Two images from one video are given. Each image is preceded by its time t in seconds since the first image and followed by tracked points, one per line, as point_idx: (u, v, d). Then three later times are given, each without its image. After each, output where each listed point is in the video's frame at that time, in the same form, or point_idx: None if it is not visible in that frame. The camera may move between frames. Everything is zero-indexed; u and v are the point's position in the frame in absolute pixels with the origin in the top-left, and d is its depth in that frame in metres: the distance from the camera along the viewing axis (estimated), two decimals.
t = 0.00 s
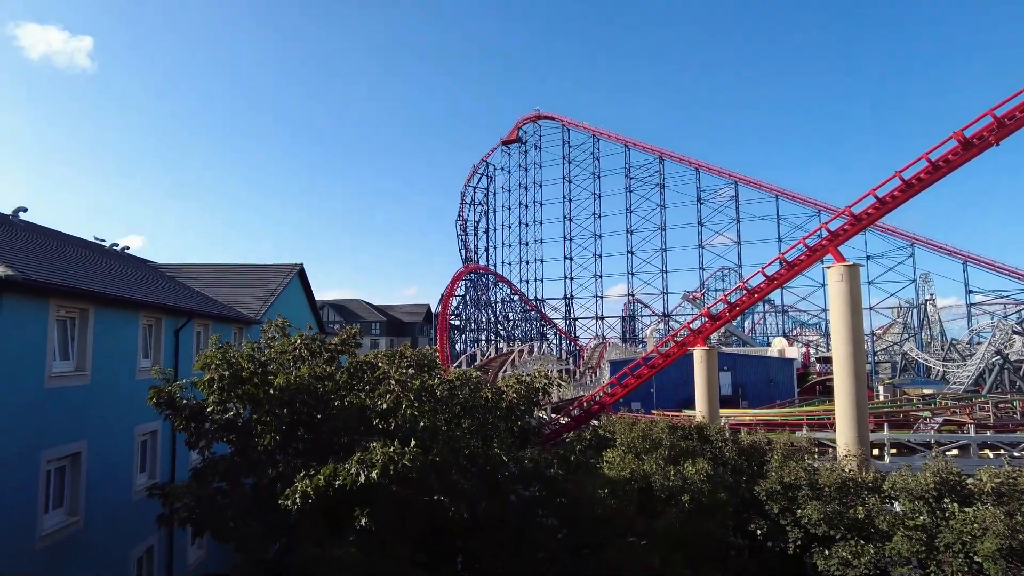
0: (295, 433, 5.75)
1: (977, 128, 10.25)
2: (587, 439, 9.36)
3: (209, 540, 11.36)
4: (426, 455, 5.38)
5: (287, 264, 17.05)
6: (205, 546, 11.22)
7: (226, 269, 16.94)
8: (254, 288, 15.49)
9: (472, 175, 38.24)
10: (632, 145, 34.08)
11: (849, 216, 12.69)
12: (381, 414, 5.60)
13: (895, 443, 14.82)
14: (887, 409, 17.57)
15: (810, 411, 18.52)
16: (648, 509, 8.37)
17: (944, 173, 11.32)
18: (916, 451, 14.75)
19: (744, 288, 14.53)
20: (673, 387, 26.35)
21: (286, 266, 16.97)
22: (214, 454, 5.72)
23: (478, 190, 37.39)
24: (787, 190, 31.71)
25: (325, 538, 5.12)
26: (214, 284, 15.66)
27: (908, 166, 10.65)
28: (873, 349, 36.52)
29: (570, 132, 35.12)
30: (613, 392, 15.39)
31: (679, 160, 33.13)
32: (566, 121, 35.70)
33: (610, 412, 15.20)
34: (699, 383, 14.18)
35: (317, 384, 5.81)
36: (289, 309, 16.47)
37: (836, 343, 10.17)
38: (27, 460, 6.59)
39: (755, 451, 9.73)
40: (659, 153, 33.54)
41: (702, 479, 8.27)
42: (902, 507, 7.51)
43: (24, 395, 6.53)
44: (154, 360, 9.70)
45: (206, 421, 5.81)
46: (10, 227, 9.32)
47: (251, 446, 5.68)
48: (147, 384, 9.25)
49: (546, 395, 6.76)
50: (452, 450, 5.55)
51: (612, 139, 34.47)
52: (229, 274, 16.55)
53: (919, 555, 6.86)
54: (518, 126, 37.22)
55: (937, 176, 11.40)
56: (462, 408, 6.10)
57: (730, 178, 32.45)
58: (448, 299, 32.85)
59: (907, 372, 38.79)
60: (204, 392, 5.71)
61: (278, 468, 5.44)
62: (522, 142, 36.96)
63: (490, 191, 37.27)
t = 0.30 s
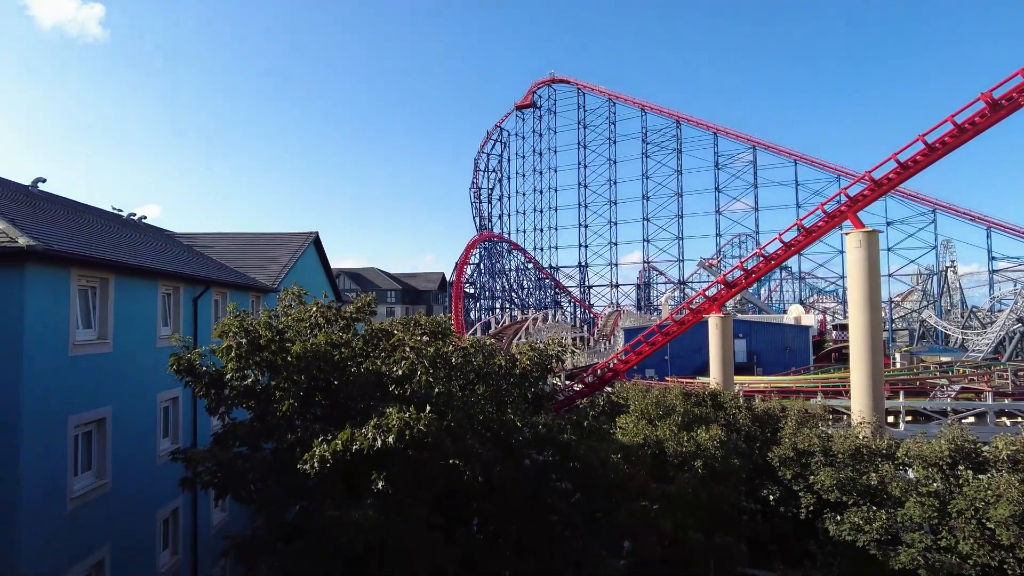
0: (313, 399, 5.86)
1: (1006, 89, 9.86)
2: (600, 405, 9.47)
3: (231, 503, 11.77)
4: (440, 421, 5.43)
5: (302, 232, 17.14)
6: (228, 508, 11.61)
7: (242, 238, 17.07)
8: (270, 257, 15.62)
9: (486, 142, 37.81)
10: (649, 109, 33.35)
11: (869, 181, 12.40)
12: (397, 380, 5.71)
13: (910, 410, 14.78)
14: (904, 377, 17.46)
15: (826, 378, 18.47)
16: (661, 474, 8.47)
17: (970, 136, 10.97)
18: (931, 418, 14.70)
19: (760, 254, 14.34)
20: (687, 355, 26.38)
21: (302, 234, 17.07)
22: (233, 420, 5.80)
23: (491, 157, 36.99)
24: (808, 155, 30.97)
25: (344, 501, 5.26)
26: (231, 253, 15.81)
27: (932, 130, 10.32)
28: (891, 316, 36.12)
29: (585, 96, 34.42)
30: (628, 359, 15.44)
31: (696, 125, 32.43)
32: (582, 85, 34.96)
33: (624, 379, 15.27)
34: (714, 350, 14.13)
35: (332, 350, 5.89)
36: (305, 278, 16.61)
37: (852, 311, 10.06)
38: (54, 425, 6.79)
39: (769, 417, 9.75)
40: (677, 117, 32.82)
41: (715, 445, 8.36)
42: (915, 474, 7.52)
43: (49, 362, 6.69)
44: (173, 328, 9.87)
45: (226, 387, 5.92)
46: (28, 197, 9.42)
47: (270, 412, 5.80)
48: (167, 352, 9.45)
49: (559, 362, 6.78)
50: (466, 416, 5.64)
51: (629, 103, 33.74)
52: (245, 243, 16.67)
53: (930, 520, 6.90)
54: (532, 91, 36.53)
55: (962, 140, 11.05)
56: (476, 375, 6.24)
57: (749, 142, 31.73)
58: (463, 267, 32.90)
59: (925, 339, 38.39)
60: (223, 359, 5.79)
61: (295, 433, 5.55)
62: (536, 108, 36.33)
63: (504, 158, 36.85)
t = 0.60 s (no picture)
0: (326, 374, 5.93)
1: None
2: (611, 382, 9.54)
3: (247, 477, 12.02)
4: (452, 397, 5.45)
5: (314, 210, 17.18)
6: (244, 482, 11.85)
7: (255, 216, 17.14)
8: (283, 234, 15.69)
9: (497, 117, 37.40)
10: (663, 83, 32.74)
11: (887, 156, 12.12)
12: (409, 357, 5.73)
13: (924, 388, 14.69)
14: (918, 354, 17.32)
15: (839, 355, 18.37)
16: (672, 450, 8.53)
17: (991, 109, 10.65)
18: (945, 396, 14.60)
19: (774, 231, 14.16)
20: (699, 332, 26.33)
21: (313, 211, 17.11)
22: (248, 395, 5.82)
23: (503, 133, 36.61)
24: (824, 129, 30.34)
25: (358, 475, 5.37)
26: (243, 231, 15.89)
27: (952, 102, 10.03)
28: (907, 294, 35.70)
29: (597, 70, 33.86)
30: (639, 337, 15.42)
31: (711, 99, 31.83)
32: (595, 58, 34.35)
33: (635, 356, 15.28)
34: (726, 327, 14.04)
35: (345, 327, 5.94)
36: (317, 255, 16.68)
37: (867, 287, 9.92)
38: (74, 400, 6.93)
39: (780, 394, 9.73)
40: (691, 91, 32.21)
41: (726, 421, 8.38)
42: (928, 451, 7.48)
43: (67, 339, 6.80)
44: (188, 306, 9.99)
45: (241, 363, 5.99)
46: (43, 175, 9.48)
47: (284, 387, 5.85)
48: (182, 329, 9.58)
49: (570, 339, 6.78)
50: (478, 392, 5.67)
51: (642, 77, 33.13)
52: (257, 221, 16.74)
53: (942, 497, 6.84)
54: (544, 65, 35.96)
55: (983, 113, 10.74)
56: (488, 352, 6.27)
57: (764, 117, 31.11)
58: (475, 245, 32.86)
59: (940, 317, 37.96)
60: (237, 336, 5.85)
61: (309, 408, 5.62)
62: (549, 82, 35.79)
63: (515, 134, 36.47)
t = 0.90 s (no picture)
0: (340, 357, 5.96)
1: None
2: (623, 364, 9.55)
3: (261, 458, 12.19)
4: (464, 380, 5.45)
5: (325, 193, 17.20)
6: (259, 462, 12.03)
7: (266, 199, 17.19)
8: (294, 217, 15.73)
9: (508, 99, 37.05)
10: (676, 64, 32.22)
11: (904, 137, 11.85)
12: (421, 340, 5.73)
13: (938, 372, 14.53)
14: (932, 338, 17.13)
15: (852, 339, 18.22)
16: (682, 433, 8.53)
17: (1013, 89, 10.37)
18: (960, 380, 14.45)
19: (788, 214, 13.96)
20: (710, 315, 26.20)
21: (325, 195, 17.12)
22: (262, 376, 5.88)
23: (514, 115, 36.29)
24: (840, 110, 29.77)
25: (371, 455, 5.42)
26: (255, 214, 15.97)
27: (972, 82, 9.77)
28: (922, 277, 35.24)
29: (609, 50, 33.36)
30: (650, 320, 15.37)
31: (725, 79, 31.29)
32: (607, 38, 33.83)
33: (647, 339, 15.24)
34: (738, 310, 13.94)
35: (357, 310, 5.96)
36: (329, 239, 16.73)
37: (882, 271, 9.77)
38: (91, 381, 7.03)
39: (792, 378, 9.67)
40: (705, 72, 31.67)
41: (737, 404, 8.35)
42: (941, 435, 7.40)
43: (83, 321, 6.88)
44: (201, 289, 10.07)
45: (255, 346, 6.02)
46: (56, 159, 9.52)
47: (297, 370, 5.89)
48: (196, 311, 9.66)
49: (581, 322, 6.75)
50: (489, 374, 5.66)
51: (655, 57, 32.61)
52: (269, 204, 16.79)
53: (955, 482, 6.78)
54: (556, 45, 35.48)
55: (1004, 93, 10.46)
56: (499, 335, 6.29)
57: (779, 98, 30.55)
58: (485, 228, 32.78)
59: (956, 300, 37.46)
60: (251, 318, 5.86)
61: (322, 390, 5.66)
62: (560, 63, 35.34)
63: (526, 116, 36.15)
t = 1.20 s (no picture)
0: (351, 346, 5.97)
1: None
2: (633, 354, 9.53)
3: (273, 445, 12.32)
4: (475, 370, 5.45)
5: (336, 182, 17.22)
6: (271, 450, 12.16)
7: (277, 188, 17.24)
8: (305, 207, 15.77)
9: (518, 87, 36.79)
10: (687, 50, 31.80)
11: (920, 124, 11.63)
12: (431, 329, 5.73)
13: (952, 362, 14.40)
14: (946, 328, 16.93)
15: (864, 329, 18.07)
16: (693, 422, 8.51)
17: None
18: (973, 371, 14.31)
19: (801, 202, 13.79)
20: (721, 305, 26.05)
21: (335, 184, 17.15)
22: (274, 365, 5.91)
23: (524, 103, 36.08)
24: (854, 97, 29.30)
25: (382, 443, 5.46)
26: (266, 203, 16.03)
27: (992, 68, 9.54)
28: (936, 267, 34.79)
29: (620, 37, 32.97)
30: (661, 310, 15.31)
31: (737, 66, 30.86)
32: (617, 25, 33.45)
33: (657, 329, 15.19)
34: (750, 300, 13.84)
35: (368, 300, 5.97)
36: (339, 228, 16.78)
37: (895, 260, 9.63)
38: (106, 369, 7.12)
39: (804, 367, 9.59)
40: (716, 58, 31.25)
41: (748, 394, 8.30)
42: (954, 426, 7.32)
43: (97, 311, 6.95)
44: (213, 278, 10.13)
45: (267, 335, 6.05)
46: (68, 148, 9.57)
47: (308, 358, 5.93)
48: (208, 300, 9.73)
49: (591, 312, 6.71)
50: (499, 364, 5.65)
51: (666, 44, 32.20)
52: (279, 193, 16.84)
53: (968, 473, 6.71)
54: (566, 32, 35.12)
55: None
56: (509, 324, 6.28)
57: (792, 85, 30.10)
58: (495, 217, 32.68)
59: (971, 290, 36.99)
60: (263, 307, 5.87)
61: (334, 378, 5.68)
62: (570, 51, 35.01)
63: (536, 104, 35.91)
